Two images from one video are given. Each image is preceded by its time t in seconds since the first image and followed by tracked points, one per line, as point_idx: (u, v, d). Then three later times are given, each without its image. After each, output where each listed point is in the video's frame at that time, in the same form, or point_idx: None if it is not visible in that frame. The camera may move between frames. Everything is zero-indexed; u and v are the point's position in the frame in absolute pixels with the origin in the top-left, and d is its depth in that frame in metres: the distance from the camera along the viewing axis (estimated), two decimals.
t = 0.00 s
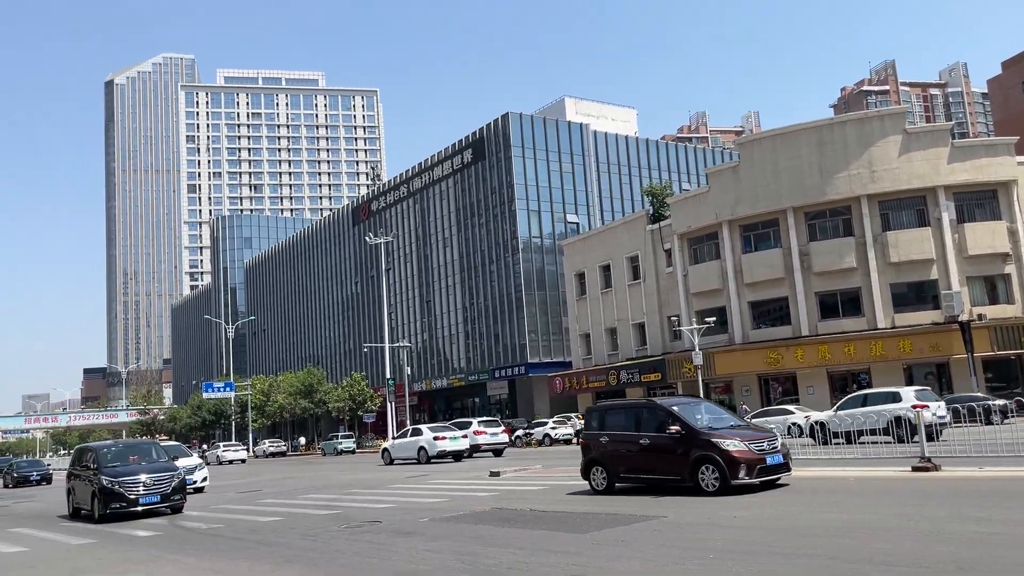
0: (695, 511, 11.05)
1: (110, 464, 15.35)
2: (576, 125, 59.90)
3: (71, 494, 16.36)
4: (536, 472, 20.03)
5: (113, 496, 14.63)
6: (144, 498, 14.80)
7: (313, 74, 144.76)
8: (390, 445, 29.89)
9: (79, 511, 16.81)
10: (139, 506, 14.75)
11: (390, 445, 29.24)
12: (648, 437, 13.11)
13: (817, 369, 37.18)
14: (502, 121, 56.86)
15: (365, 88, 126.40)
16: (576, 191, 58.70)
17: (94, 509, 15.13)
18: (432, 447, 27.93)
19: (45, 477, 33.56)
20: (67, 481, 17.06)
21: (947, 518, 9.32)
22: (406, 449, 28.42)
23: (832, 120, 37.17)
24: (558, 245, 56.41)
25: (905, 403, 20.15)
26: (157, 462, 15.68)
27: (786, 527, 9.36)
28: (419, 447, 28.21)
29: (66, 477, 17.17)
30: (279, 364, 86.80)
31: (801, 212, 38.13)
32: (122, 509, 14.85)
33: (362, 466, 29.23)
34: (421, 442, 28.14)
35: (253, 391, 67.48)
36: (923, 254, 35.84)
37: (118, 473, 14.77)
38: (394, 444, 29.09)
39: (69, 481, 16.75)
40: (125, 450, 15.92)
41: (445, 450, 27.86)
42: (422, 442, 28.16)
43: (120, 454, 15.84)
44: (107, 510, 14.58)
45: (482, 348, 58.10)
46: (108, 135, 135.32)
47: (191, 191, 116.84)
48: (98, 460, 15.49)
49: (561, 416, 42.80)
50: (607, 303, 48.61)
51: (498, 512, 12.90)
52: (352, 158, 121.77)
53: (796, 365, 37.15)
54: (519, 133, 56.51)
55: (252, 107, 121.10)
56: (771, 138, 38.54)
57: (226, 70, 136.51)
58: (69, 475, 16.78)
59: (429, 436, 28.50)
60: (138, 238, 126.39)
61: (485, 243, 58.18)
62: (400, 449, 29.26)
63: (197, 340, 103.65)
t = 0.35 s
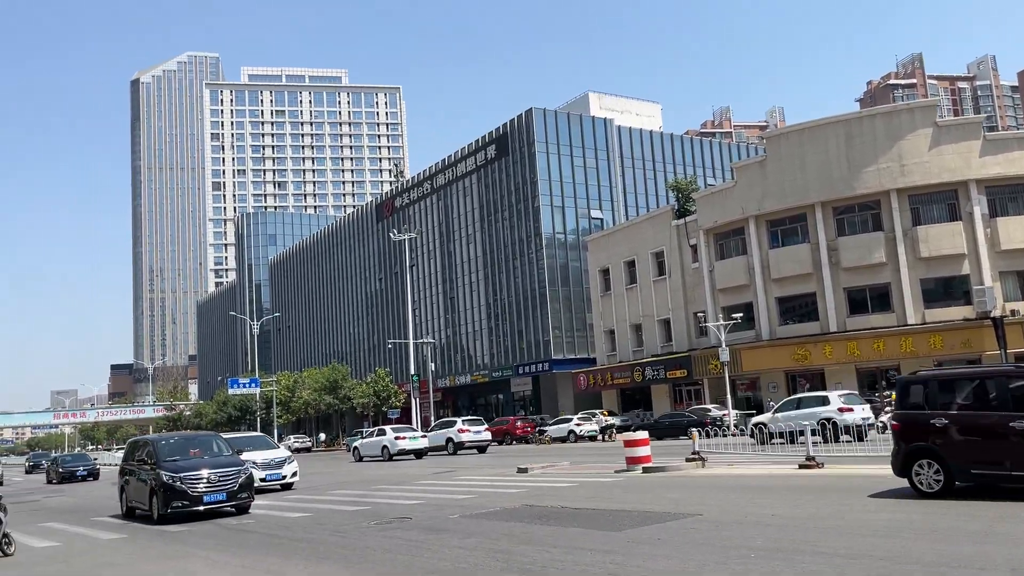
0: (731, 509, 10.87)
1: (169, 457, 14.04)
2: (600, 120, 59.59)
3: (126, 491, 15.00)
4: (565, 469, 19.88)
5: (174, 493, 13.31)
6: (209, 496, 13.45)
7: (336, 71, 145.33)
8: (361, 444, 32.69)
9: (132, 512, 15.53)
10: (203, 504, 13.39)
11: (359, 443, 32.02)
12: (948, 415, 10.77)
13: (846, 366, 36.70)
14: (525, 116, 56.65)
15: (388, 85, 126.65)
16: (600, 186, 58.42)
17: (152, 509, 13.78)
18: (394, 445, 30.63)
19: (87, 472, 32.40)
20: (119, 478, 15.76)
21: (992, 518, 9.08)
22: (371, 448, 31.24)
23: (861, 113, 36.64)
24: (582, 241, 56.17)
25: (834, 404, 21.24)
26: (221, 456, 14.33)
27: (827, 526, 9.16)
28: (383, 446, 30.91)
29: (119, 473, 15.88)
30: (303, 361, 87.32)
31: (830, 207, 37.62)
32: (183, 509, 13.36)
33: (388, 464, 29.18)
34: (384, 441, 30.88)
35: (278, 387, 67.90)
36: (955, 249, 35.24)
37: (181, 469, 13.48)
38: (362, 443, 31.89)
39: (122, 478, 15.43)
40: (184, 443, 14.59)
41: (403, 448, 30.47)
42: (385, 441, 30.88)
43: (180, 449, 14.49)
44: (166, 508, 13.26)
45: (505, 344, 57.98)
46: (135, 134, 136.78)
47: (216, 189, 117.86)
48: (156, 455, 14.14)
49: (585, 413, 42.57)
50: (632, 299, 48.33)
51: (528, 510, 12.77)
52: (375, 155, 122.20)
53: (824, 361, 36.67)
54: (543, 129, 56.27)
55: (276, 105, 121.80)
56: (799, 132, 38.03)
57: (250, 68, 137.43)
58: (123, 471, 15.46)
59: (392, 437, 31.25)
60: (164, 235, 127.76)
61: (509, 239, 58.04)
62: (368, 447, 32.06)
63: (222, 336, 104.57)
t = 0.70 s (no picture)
0: (763, 508, 10.70)
1: (234, 455, 12.74)
2: (622, 116, 59.29)
3: (186, 494, 13.77)
4: (590, 467, 19.74)
5: (242, 495, 12.00)
6: (283, 497, 12.13)
7: (357, 70, 145.75)
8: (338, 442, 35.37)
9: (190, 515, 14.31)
10: (276, 507, 12.08)
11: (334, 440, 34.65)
12: None
13: (873, 362, 36.18)
14: (547, 113, 56.41)
15: (409, 83, 126.79)
16: (622, 183, 58.11)
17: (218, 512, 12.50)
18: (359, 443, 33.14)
19: (136, 469, 31.20)
20: (174, 476, 14.51)
21: None
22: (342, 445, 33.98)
23: (887, 107, 36.16)
24: (604, 238, 55.93)
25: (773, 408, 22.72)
26: (291, 452, 13.01)
27: (863, 526, 8.99)
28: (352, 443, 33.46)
29: (174, 470, 14.62)
30: (325, 358, 87.77)
31: (856, 202, 37.12)
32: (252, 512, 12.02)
33: (412, 461, 29.18)
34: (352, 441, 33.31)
35: (301, 384, 68.20)
36: (984, 244, 34.69)
37: (249, 468, 12.17)
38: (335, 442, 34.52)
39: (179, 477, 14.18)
40: (249, 439, 13.29)
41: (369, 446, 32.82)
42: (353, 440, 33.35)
43: (245, 445, 13.18)
44: (233, 512, 11.98)
45: (527, 342, 57.79)
46: (158, 134, 138.10)
47: (238, 188, 118.77)
48: (220, 452, 12.85)
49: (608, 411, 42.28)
50: (655, 297, 48.01)
51: (556, 508, 12.65)
52: (396, 154, 122.48)
53: (851, 358, 36.18)
54: (565, 124, 56.00)
55: (298, 104, 122.45)
56: (825, 127, 37.56)
57: (272, 68, 138.24)
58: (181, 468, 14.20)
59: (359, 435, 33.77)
60: (187, 234, 128.93)
61: (530, 236, 57.87)
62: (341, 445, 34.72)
63: (245, 334, 105.37)
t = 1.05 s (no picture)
0: (795, 509, 10.45)
1: (308, 454, 11.22)
2: (640, 114, 58.89)
3: (249, 499, 12.31)
4: (612, 467, 19.48)
5: (320, 501, 10.40)
6: (369, 503, 10.54)
7: (373, 70, 145.97)
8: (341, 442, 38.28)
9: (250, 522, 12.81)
10: (361, 515, 10.48)
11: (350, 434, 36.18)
12: None
13: (897, 361, 35.64)
14: (564, 111, 56.10)
15: (425, 84, 126.80)
16: (640, 181, 57.74)
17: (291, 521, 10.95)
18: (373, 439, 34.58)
19: (181, 467, 28.81)
20: (234, 478, 13.00)
21: None
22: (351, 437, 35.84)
23: (910, 101, 35.60)
24: (623, 236, 55.56)
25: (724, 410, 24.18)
26: (373, 452, 11.43)
27: (903, 528, 8.73)
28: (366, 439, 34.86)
29: (233, 472, 13.09)
30: (343, 358, 87.90)
31: (879, 198, 36.58)
32: (330, 522, 10.43)
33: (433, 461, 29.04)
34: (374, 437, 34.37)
35: (321, 384, 68.40)
36: (1010, 240, 34.12)
37: (329, 470, 10.61)
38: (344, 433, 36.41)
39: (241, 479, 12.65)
40: (323, 436, 11.76)
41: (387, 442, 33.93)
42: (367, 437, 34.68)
43: (320, 443, 11.63)
44: (310, 521, 10.40)
45: (545, 341, 57.56)
46: (177, 136, 138.98)
47: (257, 189, 119.27)
48: (293, 451, 11.31)
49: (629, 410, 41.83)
50: (674, 295, 47.63)
51: (581, 508, 12.44)
52: (412, 154, 122.50)
53: (874, 356, 35.67)
54: (582, 123, 55.66)
55: (315, 105, 122.81)
56: (846, 122, 37.03)
57: (289, 69, 138.73)
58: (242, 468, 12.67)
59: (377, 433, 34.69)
60: (206, 235, 129.65)
61: (548, 236, 57.58)
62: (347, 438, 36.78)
63: (264, 335, 105.78)
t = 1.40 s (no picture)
0: (829, 511, 10.26)
1: (407, 455, 9.50)
2: (657, 114, 58.60)
3: (329, 507, 10.63)
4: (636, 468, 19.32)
5: (431, 512, 8.63)
6: (490, 517, 8.72)
7: (390, 73, 146.32)
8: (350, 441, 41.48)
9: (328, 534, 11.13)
10: (480, 530, 8.68)
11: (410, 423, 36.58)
12: None
13: (921, 361, 35.18)
14: (581, 112, 55.92)
15: (441, 86, 126.88)
16: (658, 181, 57.44)
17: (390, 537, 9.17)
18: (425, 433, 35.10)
19: (227, 471, 26.78)
20: (311, 483, 11.31)
21: None
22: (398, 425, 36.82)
23: (933, 99, 35.14)
24: (641, 236, 55.28)
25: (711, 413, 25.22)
26: (485, 452, 9.66)
27: (942, 531, 8.53)
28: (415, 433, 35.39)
29: (309, 476, 11.44)
30: (361, 360, 88.08)
31: (902, 197, 36.11)
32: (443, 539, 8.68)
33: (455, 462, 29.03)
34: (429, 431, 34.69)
35: (339, 385, 68.64)
36: None
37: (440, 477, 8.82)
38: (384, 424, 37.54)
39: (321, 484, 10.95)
40: (419, 432, 10.02)
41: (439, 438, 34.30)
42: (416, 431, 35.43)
43: (422, 443, 9.86)
44: (419, 538, 8.65)
45: (563, 342, 57.40)
46: (196, 139, 139.96)
47: (275, 192, 119.85)
48: (391, 453, 9.58)
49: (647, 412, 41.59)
50: (693, 295, 47.30)
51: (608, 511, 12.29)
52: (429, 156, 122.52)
53: (898, 357, 35.24)
54: (599, 123, 55.41)
55: (332, 108, 123.23)
56: (868, 119, 36.59)
57: (306, 72, 139.36)
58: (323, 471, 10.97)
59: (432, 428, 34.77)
60: (225, 237, 130.39)
61: (566, 236, 57.38)
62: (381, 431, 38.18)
63: (283, 337, 106.17)
